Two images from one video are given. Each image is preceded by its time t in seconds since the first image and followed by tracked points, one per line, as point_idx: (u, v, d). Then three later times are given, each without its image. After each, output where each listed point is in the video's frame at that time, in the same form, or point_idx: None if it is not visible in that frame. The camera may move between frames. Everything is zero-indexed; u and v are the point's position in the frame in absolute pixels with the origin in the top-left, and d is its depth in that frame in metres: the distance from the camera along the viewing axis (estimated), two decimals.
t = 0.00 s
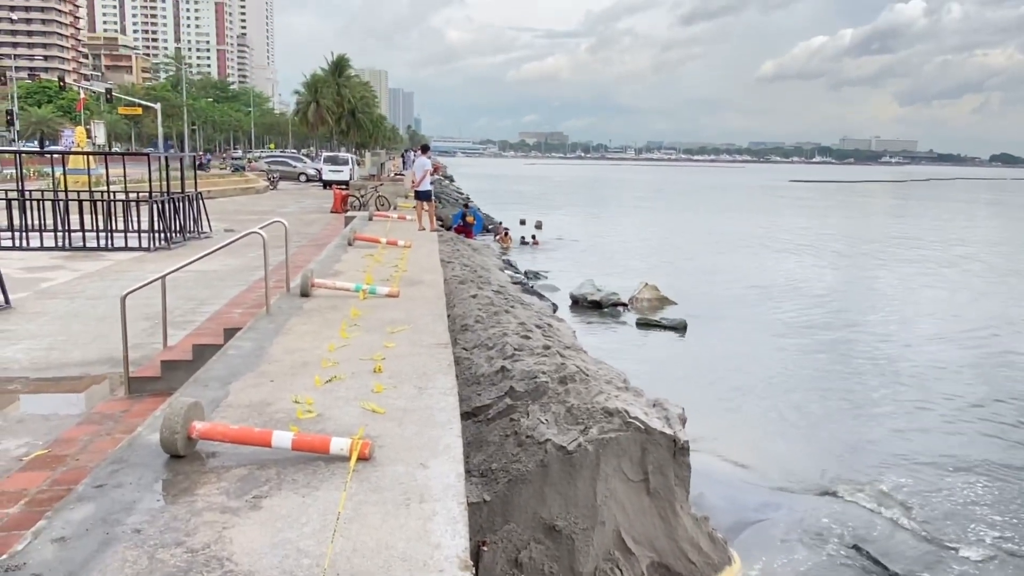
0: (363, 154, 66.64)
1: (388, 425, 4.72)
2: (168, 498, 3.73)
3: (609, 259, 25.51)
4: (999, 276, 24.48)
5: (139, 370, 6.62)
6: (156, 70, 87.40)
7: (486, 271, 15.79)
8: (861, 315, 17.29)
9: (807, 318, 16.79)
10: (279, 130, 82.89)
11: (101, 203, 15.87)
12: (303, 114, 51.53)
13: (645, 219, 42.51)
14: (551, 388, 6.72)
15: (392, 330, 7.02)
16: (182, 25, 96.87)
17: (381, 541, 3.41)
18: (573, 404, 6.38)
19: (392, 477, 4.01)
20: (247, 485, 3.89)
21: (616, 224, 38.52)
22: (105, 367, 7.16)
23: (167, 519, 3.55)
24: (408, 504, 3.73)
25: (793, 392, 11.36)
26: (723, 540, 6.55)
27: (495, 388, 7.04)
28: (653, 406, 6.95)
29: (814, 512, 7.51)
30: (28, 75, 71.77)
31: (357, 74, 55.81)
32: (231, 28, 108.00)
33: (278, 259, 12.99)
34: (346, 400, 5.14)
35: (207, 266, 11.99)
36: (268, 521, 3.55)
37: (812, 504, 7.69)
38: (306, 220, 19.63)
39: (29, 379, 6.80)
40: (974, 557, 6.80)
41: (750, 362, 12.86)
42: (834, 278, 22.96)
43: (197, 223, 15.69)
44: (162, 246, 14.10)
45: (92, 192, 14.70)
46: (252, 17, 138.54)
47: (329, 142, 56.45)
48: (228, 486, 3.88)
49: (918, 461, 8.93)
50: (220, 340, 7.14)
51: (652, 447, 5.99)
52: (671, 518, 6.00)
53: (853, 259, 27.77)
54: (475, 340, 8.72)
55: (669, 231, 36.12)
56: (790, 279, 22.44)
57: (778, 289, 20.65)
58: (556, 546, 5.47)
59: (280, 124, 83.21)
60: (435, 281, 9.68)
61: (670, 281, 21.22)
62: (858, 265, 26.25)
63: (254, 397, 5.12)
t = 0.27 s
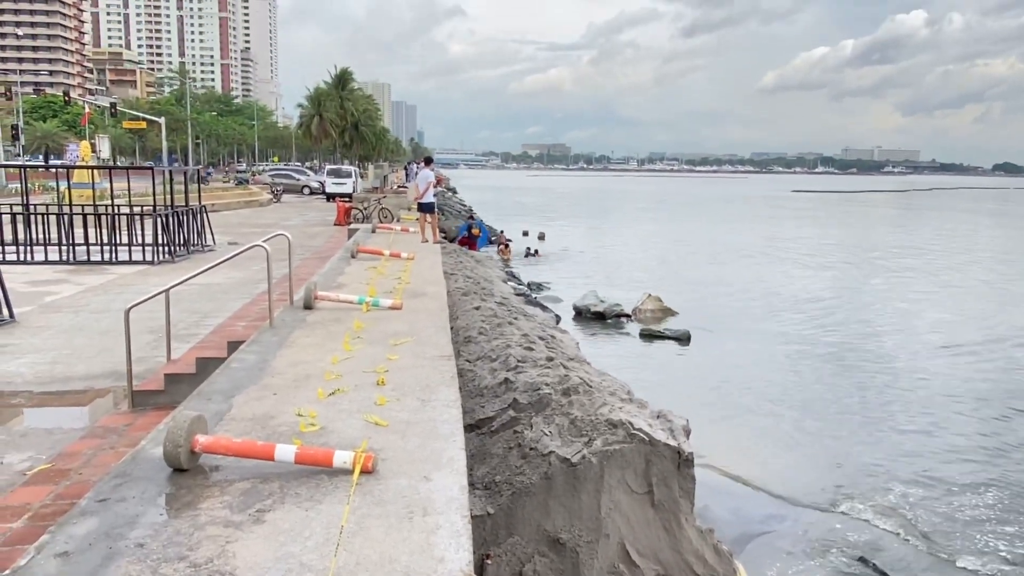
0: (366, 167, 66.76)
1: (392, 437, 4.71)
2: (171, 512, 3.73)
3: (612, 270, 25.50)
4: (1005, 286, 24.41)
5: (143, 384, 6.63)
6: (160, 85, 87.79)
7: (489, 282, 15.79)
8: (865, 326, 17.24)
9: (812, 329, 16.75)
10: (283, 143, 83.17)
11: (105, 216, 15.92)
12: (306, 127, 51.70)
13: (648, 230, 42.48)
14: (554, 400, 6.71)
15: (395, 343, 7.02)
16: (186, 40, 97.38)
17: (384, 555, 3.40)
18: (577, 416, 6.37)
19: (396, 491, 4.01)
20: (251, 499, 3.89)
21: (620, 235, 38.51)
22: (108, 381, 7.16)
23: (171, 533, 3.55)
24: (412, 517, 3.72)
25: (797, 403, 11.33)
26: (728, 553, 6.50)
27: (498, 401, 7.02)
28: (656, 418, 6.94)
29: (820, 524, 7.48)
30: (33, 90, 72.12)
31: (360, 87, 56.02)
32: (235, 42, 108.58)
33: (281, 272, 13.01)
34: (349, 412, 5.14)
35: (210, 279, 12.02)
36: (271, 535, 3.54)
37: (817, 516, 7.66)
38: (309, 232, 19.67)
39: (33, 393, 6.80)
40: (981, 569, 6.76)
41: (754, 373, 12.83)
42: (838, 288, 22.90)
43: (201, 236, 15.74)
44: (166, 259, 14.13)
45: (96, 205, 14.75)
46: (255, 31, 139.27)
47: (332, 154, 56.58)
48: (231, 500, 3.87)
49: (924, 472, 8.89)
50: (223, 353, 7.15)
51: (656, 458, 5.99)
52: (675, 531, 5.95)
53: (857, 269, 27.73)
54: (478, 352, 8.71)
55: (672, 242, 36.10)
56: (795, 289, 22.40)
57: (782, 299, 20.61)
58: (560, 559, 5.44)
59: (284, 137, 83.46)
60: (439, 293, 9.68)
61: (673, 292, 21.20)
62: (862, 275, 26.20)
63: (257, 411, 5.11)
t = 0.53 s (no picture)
0: (370, 178, 66.85)
1: (395, 449, 4.70)
2: (174, 525, 3.72)
3: (616, 280, 25.48)
4: (1010, 295, 24.35)
5: (146, 397, 6.63)
6: (164, 98, 88.14)
7: (492, 293, 15.78)
8: (870, 335, 17.19)
9: (816, 338, 16.71)
10: (286, 155, 83.46)
11: (108, 228, 15.95)
12: (310, 139, 51.90)
13: (651, 239, 42.48)
14: (558, 410, 6.69)
15: (398, 354, 7.02)
16: (190, 52, 97.90)
17: (388, 568, 3.39)
18: (581, 426, 6.36)
19: (400, 503, 4.00)
20: (254, 512, 3.88)
21: (623, 245, 38.49)
22: (112, 393, 7.17)
23: (174, 546, 3.54)
24: (416, 530, 3.71)
25: (802, 412, 11.29)
26: (734, 564, 6.46)
27: (502, 412, 7.01)
28: (661, 428, 6.92)
29: (826, 534, 7.44)
30: (38, 103, 72.52)
31: (363, 98, 56.24)
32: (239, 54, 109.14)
33: (285, 283, 13.03)
34: (353, 424, 5.13)
35: (214, 291, 12.04)
36: (275, 548, 3.53)
37: (822, 527, 7.61)
38: (312, 243, 19.69)
39: (37, 406, 6.81)
40: None
41: (759, 382, 12.79)
42: (843, 297, 22.86)
43: (204, 248, 15.77)
44: (170, 271, 14.16)
45: (100, 218, 14.79)
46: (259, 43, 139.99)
47: (336, 165, 56.65)
48: (234, 513, 3.87)
49: (930, 482, 8.84)
50: (227, 365, 7.15)
51: (661, 469, 5.96)
52: (681, 542, 5.90)
53: (861, 278, 27.67)
54: (481, 362, 8.71)
55: (676, 251, 36.11)
56: (799, 298, 22.36)
57: (786, 308, 20.58)
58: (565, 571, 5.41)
59: (287, 148, 83.65)
60: (442, 304, 9.68)
61: (677, 302, 21.18)
62: (866, 283, 26.13)
63: (261, 423, 5.11)
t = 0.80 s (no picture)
0: (372, 187, 66.97)
1: (399, 458, 4.70)
2: (177, 536, 3.72)
3: (619, 288, 25.48)
4: (1014, 301, 24.29)
5: (149, 406, 6.62)
6: (167, 108, 88.45)
7: (494, 301, 15.79)
8: (874, 342, 17.15)
9: (820, 345, 16.67)
10: (289, 164, 83.70)
11: (112, 238, 15.98)
12: (313, 148, 52.07)
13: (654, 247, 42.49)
14: (562, 419, 6.67)
15: (401, 363, 7.01)
16: (193, 63, 98.31)
17: None
18: (584, 435, 6.34)
19: (404, 513, 3.99)
20: (258, 522, 3.87)
21: (625, 253, 38.51)
22: (115, 403, 7.17)
23: (177, 557, 3.53)
24: (420, 539, 3.70)
25: (806, 420, 11.25)
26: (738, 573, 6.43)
27: (505, 420, 6.99)
28: (664, 437, 6.90)
29: (832, 543, 7.41)
30: (42, 114, 72.82)
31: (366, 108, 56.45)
32: (242, 64, 109.62)
33: (288, 292, 13.04)
34: (356, 434, 5.13)
35: (217, 300, 12.05)
36: (278, 558, 3.52)
37: (828, 535, 7.58)
38: (315, 252, 19.71)
39: (40, 416, 6.81)
40: None
41: (762, 390, 12.77)
42: (846, 304, 22.82)
43: (208, 257, 15.79)
44: (173, 281, 14.18)
45: (103, 228, 14.82)
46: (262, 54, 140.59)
47: (338, 174, 56.75)
48: (238, 523, 3.86)
49: (936, 490, 8.80)
50: (230, 374, 7.15)
51: (665, 477, 5.93)
52: (685, 551, 5.87)
53: (864, 285, 27.65)
54: (484, 371, 8.69)
55: (678, 258, 36.08)
56: (802, 306, 22.34)
57: (790, 316, 20.54)
58: None
59: (290, 158, 83.88)
60: (445, 312, 9.68)
61: (680, 309, 21.16)
62: (869, 290, 26.11)
63: (264, 432, 5.10)
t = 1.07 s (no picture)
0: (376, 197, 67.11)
1: (403, 469, 4.69)
2: (182, 548, 3.71)
3: (623, 296, 25.46)
4: (1021, 308, 24.23)
5: (155, 417, 6.63)
6: (172, 120, 88.83)
7: (498, 310, 15.80)
8: (880, 349, 17.12)
9: (825, 353, 16.63)
10: (293, 175, 83.91)
11: (117, 249, 16.03)
12: (317, 159, 52.20)
13: (658, 255, 42.49)
14: (566, 428, 6.66)
15: (405, 372, 7.00)
16: (198, 75, 98.72)
17: None
18: (589, 444, 6.32)
19: (409, 522, 3.98)
20: (262, 533, 3.87)
21: (629, 261, 38.50)
22: (120, 414, 7.17)
23: (181, 568, 3.53)
24: (424, 550, 3.69)
25: (813, 428, 11.22)
26: None
27: (510, 430, 6.98)
28: (669, 446, 6.88)
29: (839, 551, 7.38)
30: (48, 127, 73.15)
31: (369, 118, 56.60)
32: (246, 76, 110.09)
33: (292, 302, 13.06)
34: (361, 444, 5.12)
35: (222, 311, 12.07)
36: (283, 570, 3.52)
37: (834, 544, 7.54)
38: (319, 263, 19.74)
39: (45, 428, 6.82)
40: None
41: (767, 398, 12.73)
42: (852, 312, 22.80)
43: (212, 268, 15.82)
44: (178, 292, 14.21)
45: (108, 239, 14.86)
46: (266, 65, 141.16)
47: (342, 185, 56.87)
48: (242, 534, 3.85)
49: (944, 498, 8.77)
50: (234, 385, 7.15)
51: (671, 487, 5.87)
52: (691, 560, 5.84)
53: (869, 292, 27.58)
54: (489, 380, 8.68)
55: (682, 267, 36.07)
56: (806, 313, 22.29)
57: (794, 323, 20.51)
58: None
59: (294, 168, 84.12)
60: (449, 322, 9.68)
61: (685, 318, 21.15)
62: (875, 298, 26.05)
63: (268, 443, 5.10)
